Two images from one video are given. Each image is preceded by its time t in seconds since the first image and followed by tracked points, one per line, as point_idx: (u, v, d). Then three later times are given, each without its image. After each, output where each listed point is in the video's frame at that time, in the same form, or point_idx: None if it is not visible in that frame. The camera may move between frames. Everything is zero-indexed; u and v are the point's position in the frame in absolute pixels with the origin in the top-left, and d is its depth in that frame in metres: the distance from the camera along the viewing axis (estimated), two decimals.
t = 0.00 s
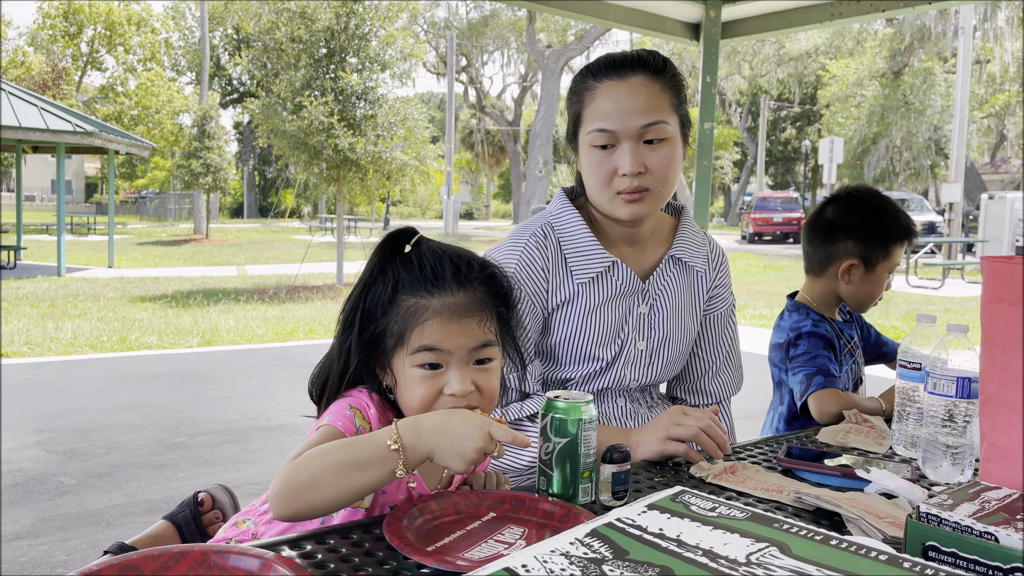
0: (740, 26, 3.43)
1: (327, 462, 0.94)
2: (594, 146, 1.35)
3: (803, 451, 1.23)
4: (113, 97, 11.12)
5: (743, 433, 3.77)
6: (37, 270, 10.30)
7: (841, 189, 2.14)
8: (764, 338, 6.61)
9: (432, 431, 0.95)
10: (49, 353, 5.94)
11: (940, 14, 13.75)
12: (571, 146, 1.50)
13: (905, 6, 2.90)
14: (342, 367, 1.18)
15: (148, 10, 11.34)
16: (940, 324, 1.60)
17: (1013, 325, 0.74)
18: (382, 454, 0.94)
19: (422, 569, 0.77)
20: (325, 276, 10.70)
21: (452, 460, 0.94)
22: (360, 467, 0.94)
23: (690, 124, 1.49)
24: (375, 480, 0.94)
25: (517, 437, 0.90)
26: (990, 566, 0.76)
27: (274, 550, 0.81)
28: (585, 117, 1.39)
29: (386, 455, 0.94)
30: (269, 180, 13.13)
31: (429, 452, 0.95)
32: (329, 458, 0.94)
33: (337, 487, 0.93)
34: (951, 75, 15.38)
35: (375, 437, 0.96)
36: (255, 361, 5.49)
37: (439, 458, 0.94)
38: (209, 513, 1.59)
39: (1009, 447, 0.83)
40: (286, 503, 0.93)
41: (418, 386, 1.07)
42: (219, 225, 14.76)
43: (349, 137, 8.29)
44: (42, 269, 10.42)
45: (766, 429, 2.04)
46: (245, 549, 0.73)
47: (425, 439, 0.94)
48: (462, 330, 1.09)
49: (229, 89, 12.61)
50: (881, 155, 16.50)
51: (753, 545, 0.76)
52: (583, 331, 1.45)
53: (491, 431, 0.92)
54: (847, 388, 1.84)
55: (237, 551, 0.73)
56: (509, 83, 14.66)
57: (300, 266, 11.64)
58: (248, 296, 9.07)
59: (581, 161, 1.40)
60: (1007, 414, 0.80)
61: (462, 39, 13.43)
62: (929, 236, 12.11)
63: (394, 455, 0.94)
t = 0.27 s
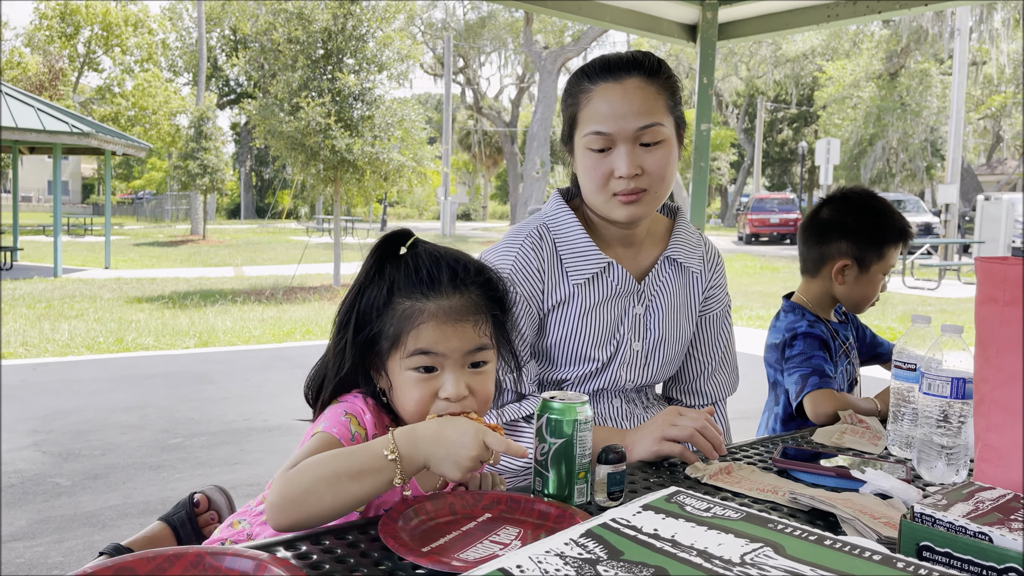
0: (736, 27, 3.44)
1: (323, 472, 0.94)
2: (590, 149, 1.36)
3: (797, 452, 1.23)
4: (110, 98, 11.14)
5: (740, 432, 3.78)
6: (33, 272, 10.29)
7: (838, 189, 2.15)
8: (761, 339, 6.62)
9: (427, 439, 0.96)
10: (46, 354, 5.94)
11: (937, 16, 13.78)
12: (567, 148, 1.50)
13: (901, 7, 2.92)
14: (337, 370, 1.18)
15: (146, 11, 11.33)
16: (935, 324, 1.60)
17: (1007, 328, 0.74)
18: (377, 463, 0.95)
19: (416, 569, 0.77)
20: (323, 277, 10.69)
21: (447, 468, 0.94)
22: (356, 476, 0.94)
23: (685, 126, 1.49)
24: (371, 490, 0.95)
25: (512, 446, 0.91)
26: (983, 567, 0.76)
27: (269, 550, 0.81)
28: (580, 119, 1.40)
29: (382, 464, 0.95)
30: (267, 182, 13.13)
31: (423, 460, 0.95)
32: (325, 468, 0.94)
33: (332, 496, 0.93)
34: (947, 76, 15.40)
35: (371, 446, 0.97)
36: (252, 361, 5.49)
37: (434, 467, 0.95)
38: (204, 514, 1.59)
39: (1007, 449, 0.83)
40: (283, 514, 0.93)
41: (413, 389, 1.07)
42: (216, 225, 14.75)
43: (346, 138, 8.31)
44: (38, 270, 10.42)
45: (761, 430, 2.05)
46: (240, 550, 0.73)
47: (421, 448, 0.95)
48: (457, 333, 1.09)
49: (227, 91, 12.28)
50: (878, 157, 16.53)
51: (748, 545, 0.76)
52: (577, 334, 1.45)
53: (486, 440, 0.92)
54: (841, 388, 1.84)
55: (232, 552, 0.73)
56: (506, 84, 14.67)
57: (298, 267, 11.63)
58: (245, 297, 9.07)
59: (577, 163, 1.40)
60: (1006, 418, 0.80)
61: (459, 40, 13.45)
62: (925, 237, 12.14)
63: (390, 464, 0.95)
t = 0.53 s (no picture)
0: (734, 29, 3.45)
1: (320, 476, 0.94)
2: (587, 151, 1.36)
3: (795, 453, 1.24)
4: (107, 99, 11.14)
5: (736, 434, 3.78)
6: (30, 273, 10.27)
7: (837, 190, 2.15)
8: (758, 340, 6.63)
9: (423, 442, 0.95)
10: (42, 356, 5.92)
11: (933, 17, 13.83)
12: (563, 149, 1.51)
13: (899, 9, 2.93)
14: (335, 370, 1.18)
15: (144, 13, 11.33)
16: (931, 325, 1.60)
17: (1002, 327, 0.74)
18: (374, 467, 0.95)
19: (414, 569, 0.77)
20: (320, 279, 10.66)
21: (443, 472, 0.94)
22: (353, 480, 0.94)
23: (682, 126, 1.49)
24: (368, 494, 0.95)
25: (508, 449, 0.91)
26: (979, 566, 0.76)
27: (266, 551, 0.81)
28: (577, 122, 1.40)
29: (379, 468, 0.95)
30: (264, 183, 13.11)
31: (419, 464, 0.95)
32: (321, 472, 0.94)
33: (329, 501, 0.93)
34: (944, 77, 15.44)
35: (367, 450, 0.97)
36: (249, 363, 5.48)
37: (430, 470, 0.95)
38: (201, 515, 1.59)
39: (1005, 451, 0.83)
40: (279, 519, 0.93)
41: (411, 390, 1.07)
42: (213, 227, 14.73)
43: (344, 139, 8.31)
44: (35, 272, 10.41)
45: (759, 431, 2.05)
46: (236, 551, 0.73)
47: (418, 451, 0.95)
48: (455, 334, 1.09)
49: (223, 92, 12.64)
50: (875, 158, 16.56)
51: (743, 545, 0.76)
52: (574, 334, 1.45)
53: (483, 443, 0.92)
54: (839, 389, 1.84)
55: (229, 553, 0.73)
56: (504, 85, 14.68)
57: (295, 268, 11.60)
58: (242, 298, 9.05)
59: (574, 165, 1.40)
60: (1001, 418, 0.80)
61: (456, 41, 13.46)
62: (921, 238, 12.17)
63: (386, 467, 0.95)
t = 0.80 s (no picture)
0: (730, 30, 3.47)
1: (307, 490, 0.91)
2: (587, 153, 1.36)
3: (792, 454, 1.23)
4: (105, 100, 11.13)
5: (732, 435, 3.78)
6: (27, 274, 10.26)
7: (834, 191, 2.15)
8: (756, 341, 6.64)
9: (408, 459, 0.92)
10: (40, 357, 5.91)
11: (931, 19, 13.85)
12: (563, 149, 1.50)
13: (895, 11, 2.92)
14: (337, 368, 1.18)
15: (142, 14, 11.32)
16: (928, 326, 1.60)
17: (999, 328, 0.75)
18: (359, 482, 0.92)
19: (410, 570, 0.77)
20: (318, 280, 10.66)
21: (428, 489, 0.90)
22: (339, 493, 0.91)
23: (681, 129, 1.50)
24: (354, 511, 0.91)
25: (493, 470, 0.86)
26: (976, 567, 0.76)
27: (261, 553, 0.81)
28: (577, 124, 1.40)
29: (363, 483, 0.92)
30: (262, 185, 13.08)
31: (404, 480, 0.92)
32: (308, 486, 0.91)
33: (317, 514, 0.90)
34: (941, 79, 15.47)
35: (355, 465, 0.94)
36: (246, 364, 5.47)
37: (415, 486, 0.92)
38: (199, 517, 1.58)
39: (1005, 452, 0.83)
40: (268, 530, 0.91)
41: (412, 387, 1.07)
42: (211, 228, 14.72)
43: (342, 140, 8.29)
44: (33, 273, 10.39)
45: (757, 433, 2.05)
46: (233, 552, 0.73)
47: (403, 468, 0.92)
48: (456, 332, 1.09)
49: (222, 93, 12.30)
50: (873, 159, 16.55)
51: (740, 545, 0.76)
52: (572, 333, 1.45)
53: (465, 464, 0.88)
54: (836, 390, 1.84)
55: (225, 555, 0.72)
56: (502, 86, 14.68)
57: (293, 270, 11.60)
58: (240, 299, 9.05)
59: (574, 167, 1.40)
60: (1001, 419, 0.80)
61: (455, 43, 13.48)
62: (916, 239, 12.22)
63: (371, 483, 0.92)
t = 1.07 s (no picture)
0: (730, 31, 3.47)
1: (299, 492, 0.91)
2: (586, 153, 1.36)
3: (790, 454, 1.23)
4: (103, 101, 11.14)
5: (731, 435, 3.78)
6: (26, 275, 10.25)
7: (830, 191, 2.16)
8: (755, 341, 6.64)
9: (400, 459, 0.93)
10: (38, 358, 5.91)
11: (929, 20, 13.86)
12: (560, 149, 1.50)
13: (894, 12, 2.92)
14: (333, 367, 1.18)
15: (140, 15, 11.30)
16: (927, 326, 1.59)
17: (996, 329, 0.75)
18: (351, 483, 0.92)
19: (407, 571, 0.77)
20: (317, 280, 10.67)
21: (423, 487, 0.91)
22: (332, 496, 0.91)
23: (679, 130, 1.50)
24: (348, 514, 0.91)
25: (484, 465, 0.87)
26: (973, 567, 0.76)
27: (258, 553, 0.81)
28: (576, 124, 1.39)
29: (356, 484, 0.92)
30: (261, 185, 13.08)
31: (400, 477, 0.93)
32: (302, 489, 0.91)
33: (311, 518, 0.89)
34: (940, 80, 15.50)
35: (347, 467, 0.94)
36: (245, 365, 5.47)
37: (410, 486, 0.93)
38: (196, 517, 1.59)
39: (1003, 454, 0.83)
40: (265, 533, 0.90)
41: (405, 382, 1.07)
42: (210, 229, 14.72)
43: (341, 141, 8.31)
44: (31, 274, 10.38)
45: (755, 433, 2.05)
46: (231, 552, 0.73)
47: (397, 467, 0.92)
48: (450, 326, 1.09)
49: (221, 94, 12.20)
50: (871, 160, 16.66)
51: (738, 546, 0.76)
52: (569, 331, 1.45)
53: (458, 459, 0.89)
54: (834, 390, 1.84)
55: (223, 555, 0.72)
56: (501, 87, 14.68)
57: (292, 270, 11.61)
58: (239, 300, 9.05)
59: (572, 168, 1.40)
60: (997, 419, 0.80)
61: (454, 44, 13.49)
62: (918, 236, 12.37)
63: (364, 485, 0.92)
